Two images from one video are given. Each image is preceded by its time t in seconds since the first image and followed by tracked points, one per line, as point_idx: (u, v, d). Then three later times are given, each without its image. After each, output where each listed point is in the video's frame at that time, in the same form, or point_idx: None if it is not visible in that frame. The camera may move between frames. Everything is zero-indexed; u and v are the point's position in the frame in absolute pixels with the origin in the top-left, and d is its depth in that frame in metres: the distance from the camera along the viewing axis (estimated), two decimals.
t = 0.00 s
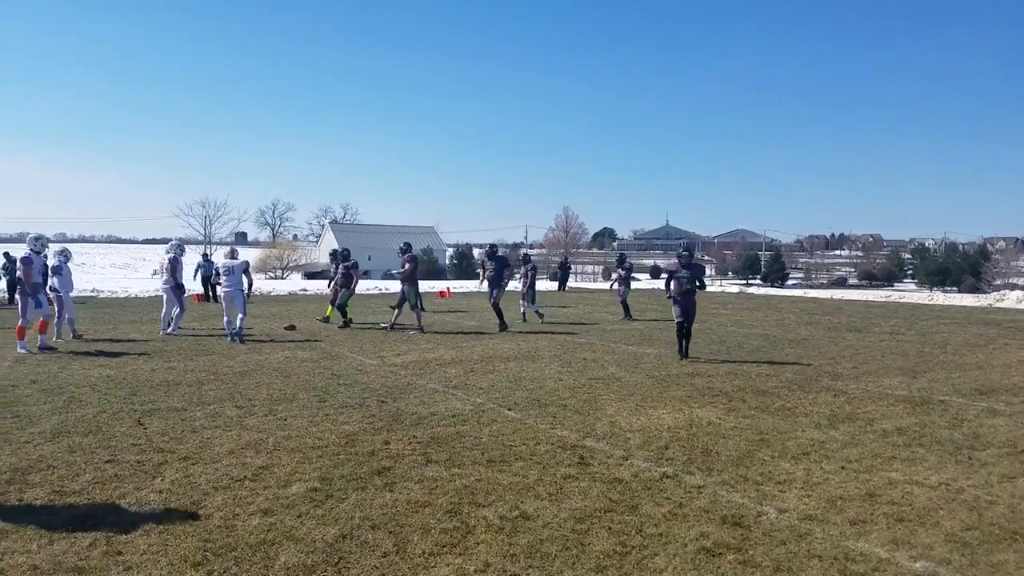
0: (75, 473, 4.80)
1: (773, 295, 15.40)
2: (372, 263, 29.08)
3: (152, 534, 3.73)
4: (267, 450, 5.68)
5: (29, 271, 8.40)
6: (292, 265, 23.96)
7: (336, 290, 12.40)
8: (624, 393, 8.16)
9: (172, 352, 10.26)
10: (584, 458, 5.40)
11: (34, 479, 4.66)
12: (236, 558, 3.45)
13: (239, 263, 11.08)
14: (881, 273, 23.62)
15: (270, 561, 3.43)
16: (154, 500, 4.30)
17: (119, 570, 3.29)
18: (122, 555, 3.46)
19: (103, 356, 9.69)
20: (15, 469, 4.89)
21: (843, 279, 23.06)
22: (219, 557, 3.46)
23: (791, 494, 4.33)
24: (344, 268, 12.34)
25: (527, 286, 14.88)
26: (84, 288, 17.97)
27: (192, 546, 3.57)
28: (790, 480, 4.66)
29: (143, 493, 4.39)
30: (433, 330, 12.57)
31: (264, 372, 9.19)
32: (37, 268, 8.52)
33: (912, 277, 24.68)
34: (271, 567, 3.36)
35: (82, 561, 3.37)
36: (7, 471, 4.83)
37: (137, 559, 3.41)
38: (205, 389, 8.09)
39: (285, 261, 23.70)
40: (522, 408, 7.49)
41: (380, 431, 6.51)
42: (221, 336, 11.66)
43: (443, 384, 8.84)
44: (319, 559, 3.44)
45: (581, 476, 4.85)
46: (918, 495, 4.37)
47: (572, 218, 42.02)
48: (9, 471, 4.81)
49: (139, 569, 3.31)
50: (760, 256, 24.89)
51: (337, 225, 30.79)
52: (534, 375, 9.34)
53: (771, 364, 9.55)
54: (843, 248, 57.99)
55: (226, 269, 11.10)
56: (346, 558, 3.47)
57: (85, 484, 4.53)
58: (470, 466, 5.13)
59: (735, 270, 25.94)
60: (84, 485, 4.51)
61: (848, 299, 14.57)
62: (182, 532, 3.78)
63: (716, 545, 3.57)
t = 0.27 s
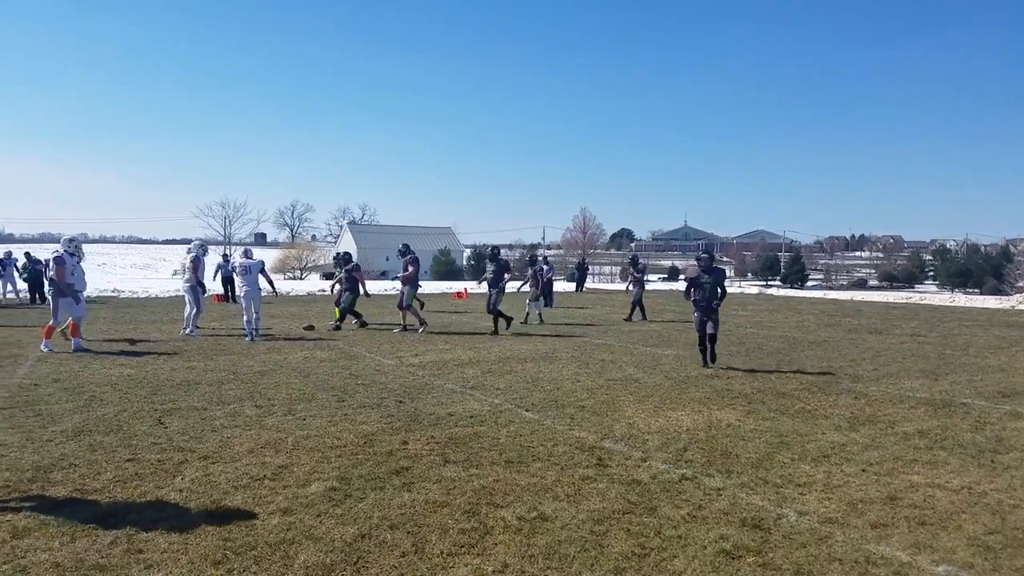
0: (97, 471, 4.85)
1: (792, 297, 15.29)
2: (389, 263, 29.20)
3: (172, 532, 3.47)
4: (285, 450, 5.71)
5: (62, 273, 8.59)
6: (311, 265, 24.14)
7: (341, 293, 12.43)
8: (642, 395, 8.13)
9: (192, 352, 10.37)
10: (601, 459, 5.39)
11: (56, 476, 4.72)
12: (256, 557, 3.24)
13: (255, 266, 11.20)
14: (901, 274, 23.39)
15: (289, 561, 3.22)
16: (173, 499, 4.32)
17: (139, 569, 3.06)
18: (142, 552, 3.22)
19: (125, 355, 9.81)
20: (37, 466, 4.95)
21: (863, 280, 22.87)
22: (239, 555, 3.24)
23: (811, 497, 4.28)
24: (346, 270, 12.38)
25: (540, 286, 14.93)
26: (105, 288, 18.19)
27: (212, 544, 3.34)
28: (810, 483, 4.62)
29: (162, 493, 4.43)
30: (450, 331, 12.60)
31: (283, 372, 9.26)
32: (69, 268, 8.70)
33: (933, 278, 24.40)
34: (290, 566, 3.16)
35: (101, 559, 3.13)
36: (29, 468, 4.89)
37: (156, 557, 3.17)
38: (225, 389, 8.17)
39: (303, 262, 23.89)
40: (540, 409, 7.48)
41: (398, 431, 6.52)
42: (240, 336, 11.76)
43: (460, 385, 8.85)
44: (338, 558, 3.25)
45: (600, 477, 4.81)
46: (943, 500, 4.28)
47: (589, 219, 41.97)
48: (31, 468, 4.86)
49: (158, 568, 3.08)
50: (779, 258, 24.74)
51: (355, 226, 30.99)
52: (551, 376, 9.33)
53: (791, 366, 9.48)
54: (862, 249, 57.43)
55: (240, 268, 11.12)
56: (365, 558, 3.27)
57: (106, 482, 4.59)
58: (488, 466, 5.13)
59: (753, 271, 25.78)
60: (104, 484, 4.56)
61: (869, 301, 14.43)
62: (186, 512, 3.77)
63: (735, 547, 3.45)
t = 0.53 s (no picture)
0: (119, 471, 4.92)
1: (812, 298, 15.17)
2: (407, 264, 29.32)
3: (195, 532, 3.48)
4: (305, 450, 5.74)
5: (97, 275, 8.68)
6: (329, 267, 24.30)
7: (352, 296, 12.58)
8: (661, 396, 8.10)
9: (213, 352, 10.47)
10: (621, 460, 5.38)
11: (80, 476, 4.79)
12: (276, 556, 3.24)
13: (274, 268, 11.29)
14: (923, 275, 23.13)
15: (309, 560, 3.23)
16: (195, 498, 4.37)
17: (160, 568, 3.08)
18: (163, 551, 3.24)
19: (147, 356, 9.93)
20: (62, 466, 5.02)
21: (884, 281, 22.63)
22: (260, 554, 3.25)
23: (832, 500, 4.26)
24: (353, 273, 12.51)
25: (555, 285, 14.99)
26: (127, 288, 18.43)
27: (232, 544, 3.35)
28: (832, 485, 4.60)
29: (184, 492, 4.49)
30: (468, 332, 12.63)
31: (301, 373, 9.33)
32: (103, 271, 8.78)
33: (955, 279, 24.09)
34: (311, 565, 3.17)
35: (124, 557, 3.16)
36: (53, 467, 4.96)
37: (179, 555, 3.20)
38: (245, 389, 8.25)
39: (322, 263, 24.06)
40: (558, 410, 7.48)
41: (417, 431, 6.54)
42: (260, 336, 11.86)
43: (478, 386, 8.86)
44: (357, 557, 3.25)
45: (619, 479, 4.81)
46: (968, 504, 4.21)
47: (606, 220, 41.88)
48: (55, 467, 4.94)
49: (181, 566, 3.10)
50: (799, 259, 24.54)
51: (373, 227, 31.15)
52: (569, 377, 9.31)
53: (811, 367, 9.41)
54: (882, 250, 56.85)
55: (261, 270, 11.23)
56: (385, 557, 3.28)
57: (128, 481, 4.65)
58: (506, 467, 5.15)
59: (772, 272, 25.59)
60: (126, 483, 4.62)
61: (890, 302, 14.28)
62: (206, 510, 3.82)
63: (755, 550, 3.42)
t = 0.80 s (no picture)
0: (129, 473, 4.97)
1: (823, 302, 15.14)
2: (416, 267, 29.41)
3: (204, 534, 3.27)
4: (317, 452, 5.78)
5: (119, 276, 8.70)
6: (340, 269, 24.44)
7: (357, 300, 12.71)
8: (672, 399, 8.13)
9: (224, 354, 10.56)
10: (631, 464, 5.40)
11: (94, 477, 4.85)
12: (287, 559, 3.05)
13: (283, 269, 11.40)
14: (934, 280, 23.03)
15: (319, 563, 3.03)
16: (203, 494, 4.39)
17: (171, 571, 2.89)
18: (174, 554, 3.04)
19: (160, 357, 10.02)
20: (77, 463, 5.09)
21: (895, 285, 22.56)
22: (270, 557, 3.06)
23: (843, 504, 4.27)
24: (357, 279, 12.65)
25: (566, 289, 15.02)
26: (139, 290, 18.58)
27: (243, 546, 3.14)
28: (843, 490, 4.60)
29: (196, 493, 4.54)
30: (477, 335, 12.67)
31: (312, 375, 9.39)
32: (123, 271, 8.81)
33: (967, 283, 23.96)
34: (321, 569, 2.98)
35: (134, 559, 2.96)
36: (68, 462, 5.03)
37: (189, 558, 3.00)
38: (258, 391, 8.33)
39: (333, 265, 24.21)
40: (569, 413, 7.51)
41: (428, 434, 6.58)
42: (272, 338, 11.94)
43: (488, 388, 8.90)
44: (368, 560, 3.07)
45: (629, 482, 4.83)
46: (975, 508, 4.22)
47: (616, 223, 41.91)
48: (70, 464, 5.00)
49: (189, 570, 2.90)
50: (810, 262, 24.49)
51: (383, 229, 31.31)
52: (579, 380, 9.35)
53: (822, 371, 9.40)
54: (893, 254, 56.52)
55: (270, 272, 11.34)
56: (395, 561, 3.11)
57: (138, 483, 4.70)
58: (517, 470, 5.17)
59: (782, 276, 25.57)
60: (137, 484, 4.67)
61: (902, 306, 14.23)
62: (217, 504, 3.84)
63: (766, 553, 3.44)
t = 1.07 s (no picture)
0: (127, 474, 5.04)
1: (820, 303, 15.25)
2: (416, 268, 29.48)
3: (202, 535, 3.34)
4: (317, 453, 5.86)
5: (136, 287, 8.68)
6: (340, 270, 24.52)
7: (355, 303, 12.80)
8: (670, 400, 8.22)
9: (226, 355, 10.64)
10: (629, 464, 5.49)
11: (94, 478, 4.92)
12: (285, 559, 3.14)
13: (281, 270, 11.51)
14: (930, 281, 23.16)
15: (318, 563, 3.12)
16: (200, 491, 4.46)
17: (169, 571, 2.97)
18: (171, 555, 3.13)
19: (161, 358, 10.10)
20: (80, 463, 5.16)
21: (893, 286, 22.69)
22: (269, 557, 3.15)
23: (838, 503, 4.36)
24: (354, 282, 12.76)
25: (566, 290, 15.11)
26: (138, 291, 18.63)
27: (241, 547, 3.22)
28: (838, 489, 4.69)
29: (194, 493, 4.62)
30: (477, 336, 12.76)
31: (313, 376, 9.48)
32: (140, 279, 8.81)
33: (963, 284, 24.09)
34: (320, 569, 3.06)
35: (131, 560, 3.05)
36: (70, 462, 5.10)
37: (187, 559, 3.08)
38: (260, 392, 8.41)
39: (332, 266, 24.28)
40: (568, 414, 7.60)
41: (428, 435, 6.66)
42: (272, 339, 12.00)
43: (488, 389, 8.99)
44: (367, 560, 3.16)
45: (627, 482, 4.93)
46: (966, 506, 4.32)
47: (615, 224, 42.02)
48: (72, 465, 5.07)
49: (188, 571, 2.98)
50: (807, 263, 24.61)
51: (382, 230, 31.40)
52: (578, 381, 9.44)
53: (818, 372, 9.50)
54: (891, 255, 56.67)
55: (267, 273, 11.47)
56: (394, 560, 3.20)
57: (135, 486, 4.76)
58: (516, 470, 5.26)
59: (780, 277, 25.69)
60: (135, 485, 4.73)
61: (898, 307, 14.35)
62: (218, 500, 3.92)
63: (763, 552, 3.53)
